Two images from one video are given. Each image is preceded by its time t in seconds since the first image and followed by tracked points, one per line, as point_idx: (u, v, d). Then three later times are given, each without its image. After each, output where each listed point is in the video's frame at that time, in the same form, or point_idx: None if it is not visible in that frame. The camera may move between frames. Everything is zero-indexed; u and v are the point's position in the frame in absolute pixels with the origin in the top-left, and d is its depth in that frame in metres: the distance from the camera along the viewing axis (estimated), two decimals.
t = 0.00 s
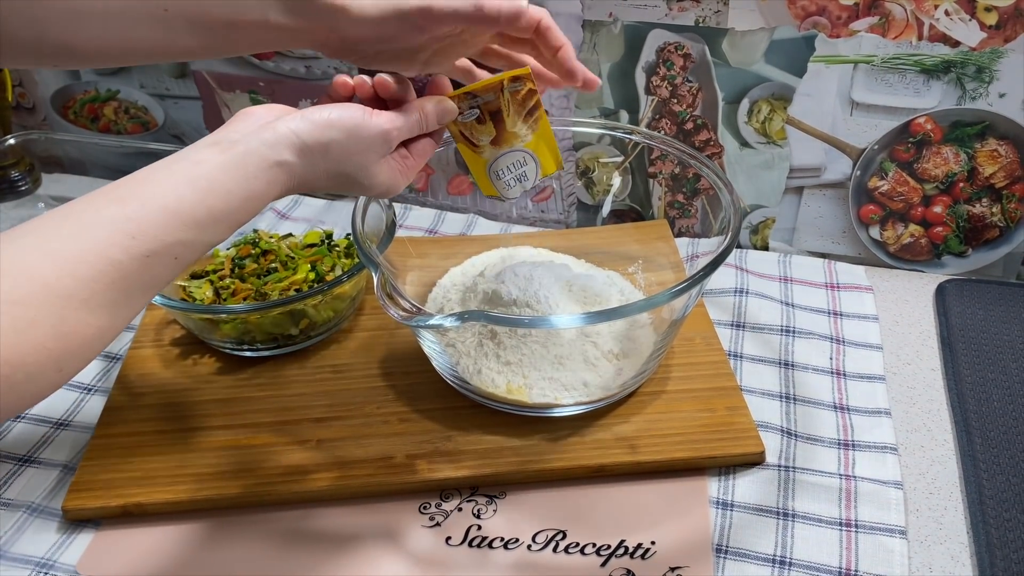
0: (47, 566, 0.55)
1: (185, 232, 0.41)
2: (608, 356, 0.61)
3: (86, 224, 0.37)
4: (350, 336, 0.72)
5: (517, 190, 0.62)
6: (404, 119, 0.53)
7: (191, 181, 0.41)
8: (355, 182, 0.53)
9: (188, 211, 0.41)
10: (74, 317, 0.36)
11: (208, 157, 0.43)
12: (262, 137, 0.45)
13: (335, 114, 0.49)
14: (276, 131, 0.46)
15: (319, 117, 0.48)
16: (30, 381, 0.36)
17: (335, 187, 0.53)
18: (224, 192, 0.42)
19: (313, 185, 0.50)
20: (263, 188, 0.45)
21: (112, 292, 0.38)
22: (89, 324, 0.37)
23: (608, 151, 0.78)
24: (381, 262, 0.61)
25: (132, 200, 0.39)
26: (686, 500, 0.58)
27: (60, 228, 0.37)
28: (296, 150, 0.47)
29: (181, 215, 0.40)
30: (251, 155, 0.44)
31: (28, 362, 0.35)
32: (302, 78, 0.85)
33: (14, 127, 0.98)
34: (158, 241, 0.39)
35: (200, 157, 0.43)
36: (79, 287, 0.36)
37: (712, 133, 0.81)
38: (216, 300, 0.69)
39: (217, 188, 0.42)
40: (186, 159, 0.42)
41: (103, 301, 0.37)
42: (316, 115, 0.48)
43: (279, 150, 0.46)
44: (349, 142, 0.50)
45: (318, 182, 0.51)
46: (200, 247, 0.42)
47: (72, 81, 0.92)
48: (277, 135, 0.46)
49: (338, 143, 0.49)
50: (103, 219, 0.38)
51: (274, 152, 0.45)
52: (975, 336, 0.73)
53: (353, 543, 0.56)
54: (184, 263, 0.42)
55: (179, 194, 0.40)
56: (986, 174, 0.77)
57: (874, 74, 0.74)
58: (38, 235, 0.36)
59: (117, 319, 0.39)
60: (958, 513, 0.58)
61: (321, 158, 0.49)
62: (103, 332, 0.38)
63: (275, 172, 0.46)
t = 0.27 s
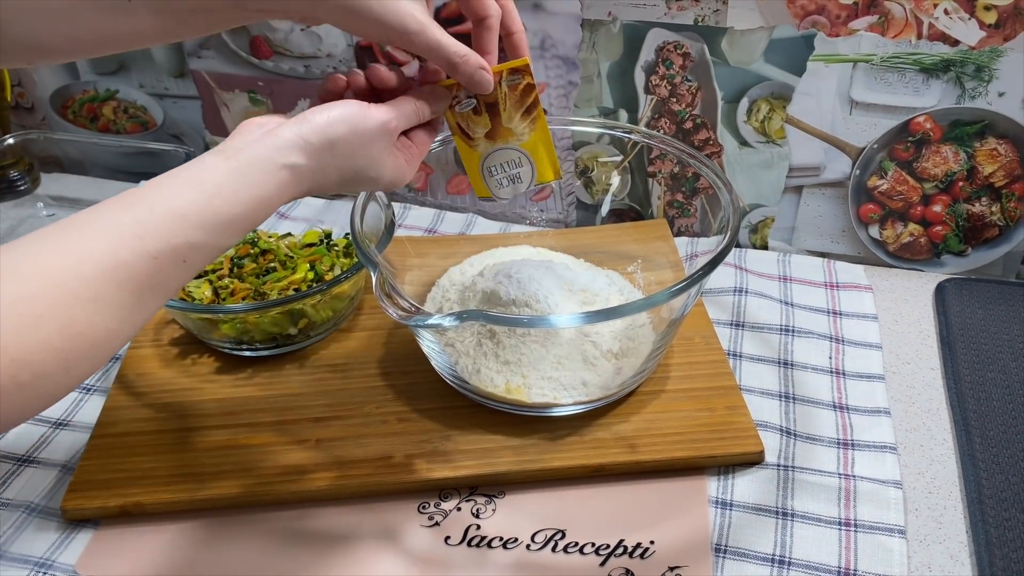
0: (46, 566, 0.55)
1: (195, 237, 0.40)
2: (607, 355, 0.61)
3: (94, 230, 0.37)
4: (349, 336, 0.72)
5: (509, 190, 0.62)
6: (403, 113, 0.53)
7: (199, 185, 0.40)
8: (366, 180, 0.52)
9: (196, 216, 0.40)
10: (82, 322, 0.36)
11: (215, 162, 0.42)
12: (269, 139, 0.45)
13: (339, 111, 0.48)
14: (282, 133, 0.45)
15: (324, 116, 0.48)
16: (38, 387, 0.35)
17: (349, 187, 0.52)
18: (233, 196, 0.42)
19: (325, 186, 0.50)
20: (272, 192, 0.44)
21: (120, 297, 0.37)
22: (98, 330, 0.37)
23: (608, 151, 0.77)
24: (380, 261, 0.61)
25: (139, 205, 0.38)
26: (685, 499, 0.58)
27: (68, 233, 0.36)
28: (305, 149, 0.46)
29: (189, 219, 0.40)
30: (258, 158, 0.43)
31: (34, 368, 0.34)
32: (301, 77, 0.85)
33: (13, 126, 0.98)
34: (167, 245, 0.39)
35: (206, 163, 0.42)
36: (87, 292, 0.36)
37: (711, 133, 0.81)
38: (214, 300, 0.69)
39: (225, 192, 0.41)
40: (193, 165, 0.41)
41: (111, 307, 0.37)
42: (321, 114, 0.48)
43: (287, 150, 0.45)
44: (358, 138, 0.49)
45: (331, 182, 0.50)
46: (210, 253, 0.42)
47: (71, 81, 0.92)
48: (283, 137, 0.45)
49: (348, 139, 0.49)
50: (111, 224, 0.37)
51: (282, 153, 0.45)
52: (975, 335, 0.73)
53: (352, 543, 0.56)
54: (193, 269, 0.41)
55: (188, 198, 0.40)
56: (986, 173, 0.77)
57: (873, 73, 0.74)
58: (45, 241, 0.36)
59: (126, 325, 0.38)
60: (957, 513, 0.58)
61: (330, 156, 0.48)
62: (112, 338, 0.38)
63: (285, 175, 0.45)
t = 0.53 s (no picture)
0: (46, 567, 0.55)
1: (192, 248, 0.36)
2: (607, 356, 0.61)
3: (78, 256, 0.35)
4: (349, 336, 0.72)
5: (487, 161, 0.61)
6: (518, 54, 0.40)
7: (199, 195, 0.37)
8: (438, 140, 0.40)
9: (191, 228, 0.36)
10: (61, 356, 0.34)
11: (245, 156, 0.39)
12: (286, 126, 0.39)
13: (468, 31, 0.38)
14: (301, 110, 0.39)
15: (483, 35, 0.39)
16: (52, 403, 0.34)
17: (453, 152, 0.41)
18: (239, 203, 0.37)
19: (398, 137, 0.40)
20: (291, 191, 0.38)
21: (100, 323, 0.34)
22: (80, 363, 0.34)
23: (608, 151, 0.77)
24: (381, 262, 0.61)
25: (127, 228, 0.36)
26: (685, 500, 0.58)
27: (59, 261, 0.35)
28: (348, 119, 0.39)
29: (184, 233, 0.36)
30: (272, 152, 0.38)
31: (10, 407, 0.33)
32: (300, 78, 0.85)
33: (13, 127, 0.98)
34: (156, 263, 0.35)
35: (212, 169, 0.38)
36: (63, 321, 0.33)
37: (711, 133, 0.81)
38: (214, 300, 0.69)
39: (228, 199, 0.37)
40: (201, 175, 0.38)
41: (118, 316, 0.35)
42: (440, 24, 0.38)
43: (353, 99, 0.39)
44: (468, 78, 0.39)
45: (441, 113, 0.39)
46: (221, 268, 0.37)
47: (71, 81, 0.92)
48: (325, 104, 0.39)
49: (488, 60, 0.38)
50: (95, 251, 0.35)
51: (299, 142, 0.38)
52: (975, 335, 0.73)
53: (353, 543, 0.56)
54: (221, 268, 0.37)
55: (186, 208, 0.36)
56: (986, 173, 0.77)
57: (873, 73, 0.74)
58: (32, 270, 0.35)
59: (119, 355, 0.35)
60: (957, 513, 0.58)
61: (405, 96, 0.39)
62: (106, 373, 0.35)
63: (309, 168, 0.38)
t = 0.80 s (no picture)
0: (45, 567, 0.55)
1: (190, 233, 0.34)
2: (607, 355, 0.61)
3: (71, 235, 0.33)
4: (348, 336, 0.72)
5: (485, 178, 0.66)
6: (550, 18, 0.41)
7: (233, 163, 0.35)
8: (479, 84, 0.40)
9: (192, 213, 0.34)
10: (33, 339, 0.31)
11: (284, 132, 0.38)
12: (323, 97, 0.38)
13: None
14: (324, 95, 0.38)
15: None
16: (63, 369, 0.31)
17: (497, 93, 0.40)
18: (270, 167, 0.35)
19: (436, 86, 0.39)
20: (303, 179, 0.36)
21: (84, 309, 0.31)
22: (61, 345, 0.31)
23: (608, 150, 0.77)
24: (381, 263, 0.61)
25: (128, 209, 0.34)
26: (686, 500, 0.58)
27: (50, 239, 0.33)
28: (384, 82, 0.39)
29: (184, 214, 0.34)
30: (286, 136, 0.36)
31: None
32: (300, 77, 0.84)
33: (12, 126, 0.98)
34: (148, 247, 0.33)
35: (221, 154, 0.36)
36: (87, 277, 0.32)
37: (711, 132, 0.81)
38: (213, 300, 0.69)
39: (235, 181, 0.35)
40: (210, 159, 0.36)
41: (139, 277, 0.32)
42: None
43: (387, 59, 0.39)
44: (502, 18, 0.40)
45: (475, 53, 0.39)
46: (220, 257, 0.34)
47: (70, 81, 0.92)
48: (354, 83, 0.38)
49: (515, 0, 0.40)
50: (89, 231, 0.33)
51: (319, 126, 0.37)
52: (976, 335, 0.72)
53: (352, 543, 0.56)
54: (250, 235, 0.35)
55: (188, 191, 0.34)
56: (987, 172, 0.77)
57: (874, 72, 0.74)
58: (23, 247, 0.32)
59: (103, 348, 0.32)
60: (958, 514, 0.58)
61: (439, 44, 0.39)
62: (85, 365, 0.32)
63: (324, 154, 0.36)
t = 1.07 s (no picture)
0: (42, 566, 0.55)
1: (229, 243, 0.32)
2: (607, 354, 0.61)
3: (111, 241, 0.31)
4: (347, 335, 0.72)
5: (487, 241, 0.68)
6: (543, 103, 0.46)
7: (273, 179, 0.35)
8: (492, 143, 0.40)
9: (230, 225, 0.33)
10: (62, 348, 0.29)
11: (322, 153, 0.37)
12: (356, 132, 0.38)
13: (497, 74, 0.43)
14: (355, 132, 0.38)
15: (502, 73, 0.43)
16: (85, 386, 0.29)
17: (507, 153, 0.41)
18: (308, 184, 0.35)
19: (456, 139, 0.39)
20: (341, 200, 0.35)
21: (124, 303, 0.30)
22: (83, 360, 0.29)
23: (607, 148, 0.77)
24: (378, 260, 0.62)
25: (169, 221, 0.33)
26: (685, 499, 0.57)
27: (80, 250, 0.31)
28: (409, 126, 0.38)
29: (222, 228, 0.33)
30: (323, 164, 0.36)
31: (4, 379, 0.28)
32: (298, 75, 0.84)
33: (11, 125, 0.98)
34: (181, 260, 0.31)
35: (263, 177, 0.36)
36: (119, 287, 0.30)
37: (711, 130, 0.81)
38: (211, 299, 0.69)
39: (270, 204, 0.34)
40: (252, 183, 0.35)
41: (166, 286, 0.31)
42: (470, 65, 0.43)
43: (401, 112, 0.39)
44: (508, 98, 0.42)
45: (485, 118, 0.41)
46: (258, 269, 0.33)
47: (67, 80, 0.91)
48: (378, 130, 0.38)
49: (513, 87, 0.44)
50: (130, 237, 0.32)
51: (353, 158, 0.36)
52: (976, 333, 0.72)
53: (350, 542, 0.55)
54: (283, 250, 0.33)
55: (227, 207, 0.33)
56: (987, 170, 0.77)
57: (874, 70, 0.73)
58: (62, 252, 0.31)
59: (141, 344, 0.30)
60: (959, 512, 0.58)
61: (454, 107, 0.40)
62: (123, 359, 0.30)
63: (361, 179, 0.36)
